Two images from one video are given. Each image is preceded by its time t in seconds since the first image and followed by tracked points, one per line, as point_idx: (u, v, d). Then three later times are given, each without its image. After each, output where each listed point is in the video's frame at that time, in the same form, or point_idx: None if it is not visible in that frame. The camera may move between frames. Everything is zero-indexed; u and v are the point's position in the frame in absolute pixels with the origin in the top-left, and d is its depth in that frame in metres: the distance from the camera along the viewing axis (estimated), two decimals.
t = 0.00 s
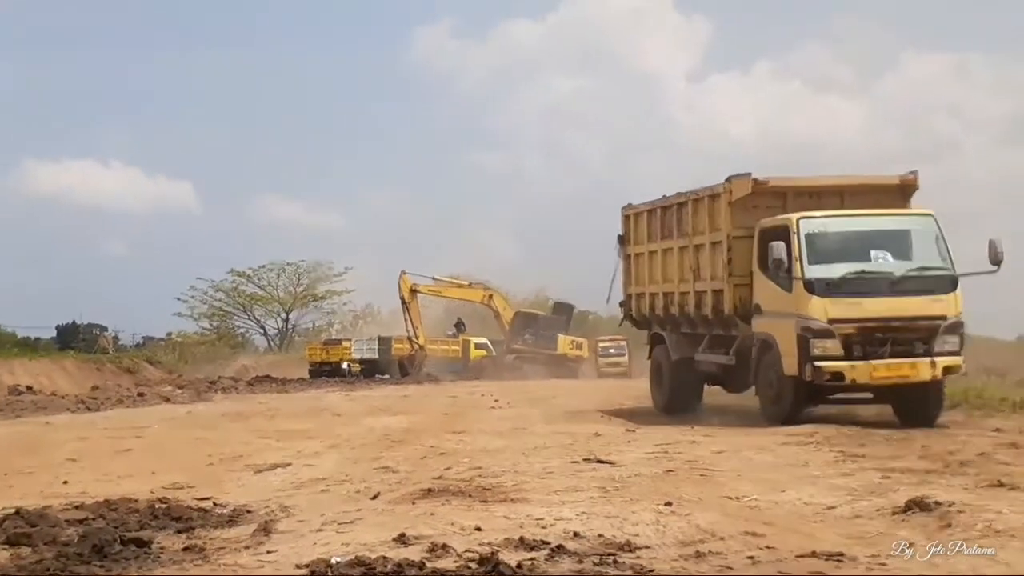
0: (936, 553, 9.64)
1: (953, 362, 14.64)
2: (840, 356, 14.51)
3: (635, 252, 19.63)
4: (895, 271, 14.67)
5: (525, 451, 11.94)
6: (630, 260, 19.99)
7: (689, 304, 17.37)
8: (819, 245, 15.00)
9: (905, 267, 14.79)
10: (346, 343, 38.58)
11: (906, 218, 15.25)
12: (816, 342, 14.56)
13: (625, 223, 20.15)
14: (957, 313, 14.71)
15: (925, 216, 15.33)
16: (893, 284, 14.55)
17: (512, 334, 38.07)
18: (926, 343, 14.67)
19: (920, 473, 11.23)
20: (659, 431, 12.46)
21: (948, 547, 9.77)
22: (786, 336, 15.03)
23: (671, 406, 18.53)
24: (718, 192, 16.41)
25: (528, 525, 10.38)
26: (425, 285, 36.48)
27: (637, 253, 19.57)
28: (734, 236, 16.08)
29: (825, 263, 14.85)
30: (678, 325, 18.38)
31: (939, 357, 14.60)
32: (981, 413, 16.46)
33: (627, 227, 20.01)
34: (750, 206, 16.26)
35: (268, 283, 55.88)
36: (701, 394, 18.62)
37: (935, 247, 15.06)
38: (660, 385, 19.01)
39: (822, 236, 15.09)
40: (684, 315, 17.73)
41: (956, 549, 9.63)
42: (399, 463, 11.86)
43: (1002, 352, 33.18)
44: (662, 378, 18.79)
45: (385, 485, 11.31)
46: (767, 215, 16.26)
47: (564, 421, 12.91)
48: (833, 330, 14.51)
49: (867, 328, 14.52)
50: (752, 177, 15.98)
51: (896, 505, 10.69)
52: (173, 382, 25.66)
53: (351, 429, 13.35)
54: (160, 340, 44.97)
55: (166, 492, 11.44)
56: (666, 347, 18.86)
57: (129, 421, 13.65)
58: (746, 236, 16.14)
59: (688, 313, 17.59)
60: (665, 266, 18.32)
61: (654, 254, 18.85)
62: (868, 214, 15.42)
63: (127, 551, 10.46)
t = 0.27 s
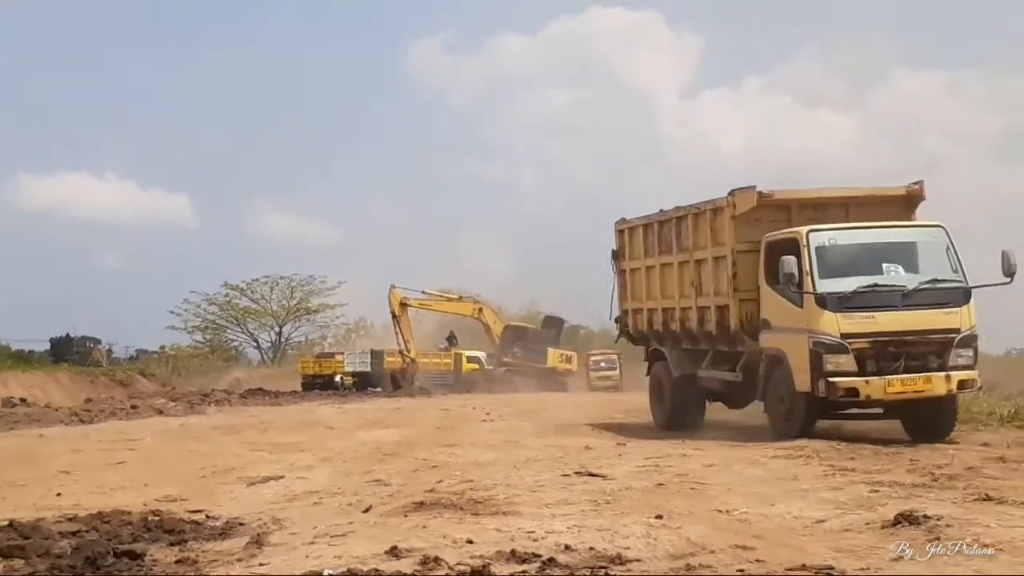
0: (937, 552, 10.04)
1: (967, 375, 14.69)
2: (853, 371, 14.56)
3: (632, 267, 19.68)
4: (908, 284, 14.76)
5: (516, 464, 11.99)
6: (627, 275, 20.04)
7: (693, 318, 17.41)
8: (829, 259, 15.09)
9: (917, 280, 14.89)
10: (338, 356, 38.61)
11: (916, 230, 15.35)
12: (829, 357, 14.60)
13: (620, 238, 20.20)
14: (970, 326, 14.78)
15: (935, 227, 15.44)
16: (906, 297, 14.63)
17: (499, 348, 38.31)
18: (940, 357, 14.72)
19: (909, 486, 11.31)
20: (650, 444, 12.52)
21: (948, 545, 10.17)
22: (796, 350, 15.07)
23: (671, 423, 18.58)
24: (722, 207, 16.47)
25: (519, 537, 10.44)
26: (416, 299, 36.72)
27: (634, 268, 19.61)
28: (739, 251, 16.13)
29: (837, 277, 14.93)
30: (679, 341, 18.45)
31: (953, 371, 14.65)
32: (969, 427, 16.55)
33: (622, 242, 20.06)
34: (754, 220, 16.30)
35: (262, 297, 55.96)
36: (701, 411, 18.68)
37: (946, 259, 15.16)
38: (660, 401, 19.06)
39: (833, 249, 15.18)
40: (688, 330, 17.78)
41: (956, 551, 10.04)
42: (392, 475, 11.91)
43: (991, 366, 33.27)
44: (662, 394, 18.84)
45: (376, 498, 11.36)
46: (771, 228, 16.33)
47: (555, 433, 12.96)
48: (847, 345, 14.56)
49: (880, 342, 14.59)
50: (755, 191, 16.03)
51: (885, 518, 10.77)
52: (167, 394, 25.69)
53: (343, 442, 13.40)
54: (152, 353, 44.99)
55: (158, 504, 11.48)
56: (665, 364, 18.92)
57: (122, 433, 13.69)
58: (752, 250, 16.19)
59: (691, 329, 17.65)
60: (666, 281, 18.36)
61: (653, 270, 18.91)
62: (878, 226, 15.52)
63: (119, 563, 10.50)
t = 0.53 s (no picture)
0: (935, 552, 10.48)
1: (965, 371, 15.05)
2: (855, 371, 14.98)
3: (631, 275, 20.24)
4: (905, 284, 15.22)
5: (511, 461, 12.55)
6: (625, 284, 20.60)
7: (694, 322, 17.93)
8: (829, 261, 15.58)
9: (914, 279, 15.34)
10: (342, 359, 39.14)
11: (912, 231, 15.82)
12: (831, 357, 15.03)
13: (618, 249, 20.79)
14: (967, 324, 15.20)
15: (931, 228, 15.90)
16: (903, 297, 15.08)
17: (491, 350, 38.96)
18: (938, 354, 15.11)
19: (885, 483, 11.87)
20: (639, 442, 13.07)
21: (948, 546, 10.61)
22: (799, 351, 15.50)
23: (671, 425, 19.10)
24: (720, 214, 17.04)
25: (514, 532, 11.00)
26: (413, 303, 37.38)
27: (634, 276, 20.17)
28: (737, 256, 16.70)
29: (835, 279, 15.41)
30: (679, 345, 19.00)
31: (951, 368, 15.01)
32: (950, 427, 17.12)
33: (621, 252, 20.64)
34: (751, 225, 16.88)
35: (267, 300, 56.53)
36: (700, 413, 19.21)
37: (941, 258, 15.62)
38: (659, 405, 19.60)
39: (831, 252, 15.66)
40: (687, 333, 18.30)
41: (955, 550, 10.48)
42: (393, 472, 12.46)
43: (982, 371, 33.84)
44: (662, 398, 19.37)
45: (378, 493, 11.92)
46: (768, 233, 16.90)
47: (549, 430, 13.51)
48: (847, 344, 14.99)
49: (880, 342, 15.04)
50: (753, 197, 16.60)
51: (862, 514, 11.32)
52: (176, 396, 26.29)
53: (346, 440, 13.95)
54: (159, 355, 45.55)
55: (170, 499, 12.04)
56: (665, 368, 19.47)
57: (134, 432, 14.24)
58: (749, 255, 16.77)
59: (691, 332, 18.19)
60: (666, 286, 18.89)
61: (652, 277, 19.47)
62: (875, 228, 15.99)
63: (133, 555, 11.05)
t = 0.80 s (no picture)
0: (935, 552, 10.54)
1: (982, 376, 15.00)
2: (871, 372, 14.82)
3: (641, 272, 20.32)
4: (923, 286, 15.07)
5: (507, 459, 12.67)
6: (634, 281, 20.70)
7: (704, 320, 17.92)
8: (847, 259, 15.38)
9: (932, 281, 15.20)
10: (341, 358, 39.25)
11: (931, 232, 15.68)
12: (846, 357, 14.85)
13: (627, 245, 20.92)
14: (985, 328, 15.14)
15: (950, 230, 15.76)
16: (922, 298, 14.93)
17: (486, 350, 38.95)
18: (954, 358, 15.07)
19: (877, 482, 12.01)
20: (634, 441, 13.19)
21: (950, 546, 10.66)
22: (813, 350, 15.33)
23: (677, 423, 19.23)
24: (737, 209, 16.96)
25: (510, 530, 11.14)
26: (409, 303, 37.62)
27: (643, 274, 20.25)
28: (752, 253, 16.61)
29: (854, 278, 15.22)
30: (687, 344, 19.09)
31: (968, 372, 14.97)
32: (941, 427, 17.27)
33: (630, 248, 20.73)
34: (768, 222, 16.78)
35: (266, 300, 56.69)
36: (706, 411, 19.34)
37: (960, 261, 15.49)
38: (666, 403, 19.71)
39: (849, 250, 15.46)
40: (696, 331, 18.38)
41: (957, 550, 10.52)
42: (391, 471, 12.59)
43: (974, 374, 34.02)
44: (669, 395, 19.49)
45: (376, 492, 12.05)
46: (784, 230, 16.79)
47: (545, 429, 13.63)
48: (864, 345, 14.83)
49: (897, 343, 14.92)
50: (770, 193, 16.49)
51: (854, 513, 11.47)
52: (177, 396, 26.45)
53: (344, 440, 14.08)
54: (161, 355, 45.69)
55: (170, 497, 12.17)
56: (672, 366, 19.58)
57: (135, 431, 14.37)
58: (765, 252, 16.67)
59: (700, 331, 18.27)
60: (676, 284, 18.95)
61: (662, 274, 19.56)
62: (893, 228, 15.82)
63: (133, 553, 11.19)
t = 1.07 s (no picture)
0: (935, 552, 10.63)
1: (1008, 379, 15.00)
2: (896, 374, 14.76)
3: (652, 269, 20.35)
4: (950, 287, 15.03)
5: (506, 459, 12.73)
6: (645, 278, 20.74)
7: (719, 318, 17.93)
8: (872, 258, 15.30)
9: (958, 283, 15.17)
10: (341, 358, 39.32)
11: (955, 232, 15.66)
12: (871, 358, 14.79)
13: (638, 241, 20.95)
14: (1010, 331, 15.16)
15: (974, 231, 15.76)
16: (948, 299, 14.89)
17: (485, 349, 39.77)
18: (980, 361, 15.07)
19: (874, 483, 12.07)
20: (633, 441, 13.24)
21: (948, 546, 10.76)
22: (836, 350, 15.28)
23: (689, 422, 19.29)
24: (756, 206, 16.94)
25: (509, 530, 11.21)
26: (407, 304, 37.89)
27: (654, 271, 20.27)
28: (772, 250, 16.60)
29: (879, 277, 15.14)
30: (699, 344, 19.13)
31: (994, 375, 14.96)
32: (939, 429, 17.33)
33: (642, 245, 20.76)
34: (788, 219, 16.76)
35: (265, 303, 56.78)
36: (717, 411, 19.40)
37: (985, 263, 15.48)
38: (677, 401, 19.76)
39: (873, 249, 15.39)
40: (710, 330, 18.40)
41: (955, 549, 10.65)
42: (391, 471, 12.66)
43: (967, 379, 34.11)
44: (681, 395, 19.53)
45: (376, 492, 12.11)
46: (805, 227, 16.77)
47: (544, 430, 13.68)
48: (890, 346, 14.77)
49: (923, 345, 14.86)
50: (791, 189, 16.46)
51: (851, 513, 11.53)
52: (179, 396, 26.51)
53: (343, 440, 14.13)
54: (162, 356, 45.77)
55: (171, 498, 12.23)
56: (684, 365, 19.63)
57: (136, 432, 14.42)
58: (784, 249, 16.67)
59: (714, 330, 18.30)
60: (689, 281, 18.96)
61: (674, 272, 19.59)
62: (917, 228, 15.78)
63: (134, 553, 11.25)
